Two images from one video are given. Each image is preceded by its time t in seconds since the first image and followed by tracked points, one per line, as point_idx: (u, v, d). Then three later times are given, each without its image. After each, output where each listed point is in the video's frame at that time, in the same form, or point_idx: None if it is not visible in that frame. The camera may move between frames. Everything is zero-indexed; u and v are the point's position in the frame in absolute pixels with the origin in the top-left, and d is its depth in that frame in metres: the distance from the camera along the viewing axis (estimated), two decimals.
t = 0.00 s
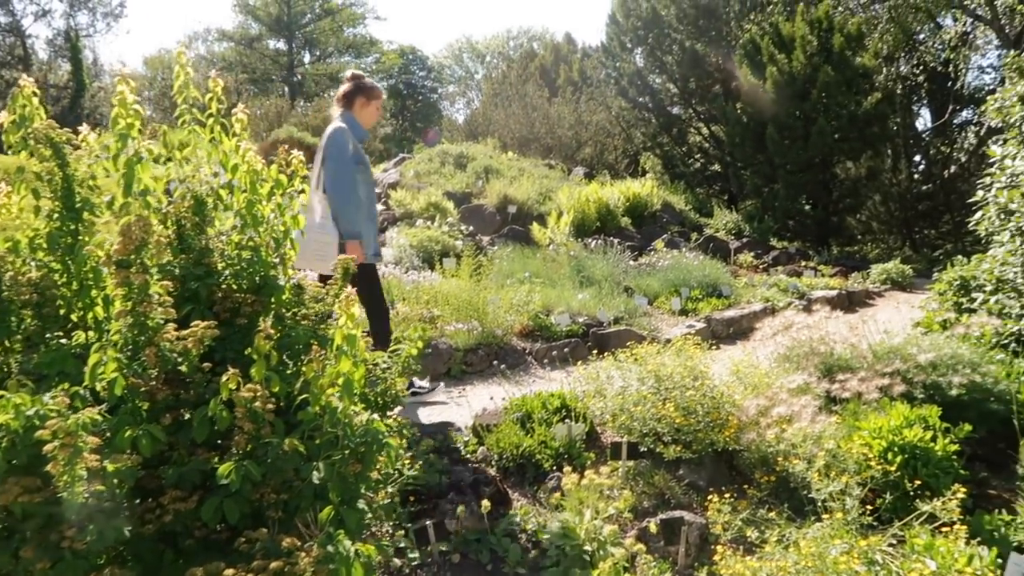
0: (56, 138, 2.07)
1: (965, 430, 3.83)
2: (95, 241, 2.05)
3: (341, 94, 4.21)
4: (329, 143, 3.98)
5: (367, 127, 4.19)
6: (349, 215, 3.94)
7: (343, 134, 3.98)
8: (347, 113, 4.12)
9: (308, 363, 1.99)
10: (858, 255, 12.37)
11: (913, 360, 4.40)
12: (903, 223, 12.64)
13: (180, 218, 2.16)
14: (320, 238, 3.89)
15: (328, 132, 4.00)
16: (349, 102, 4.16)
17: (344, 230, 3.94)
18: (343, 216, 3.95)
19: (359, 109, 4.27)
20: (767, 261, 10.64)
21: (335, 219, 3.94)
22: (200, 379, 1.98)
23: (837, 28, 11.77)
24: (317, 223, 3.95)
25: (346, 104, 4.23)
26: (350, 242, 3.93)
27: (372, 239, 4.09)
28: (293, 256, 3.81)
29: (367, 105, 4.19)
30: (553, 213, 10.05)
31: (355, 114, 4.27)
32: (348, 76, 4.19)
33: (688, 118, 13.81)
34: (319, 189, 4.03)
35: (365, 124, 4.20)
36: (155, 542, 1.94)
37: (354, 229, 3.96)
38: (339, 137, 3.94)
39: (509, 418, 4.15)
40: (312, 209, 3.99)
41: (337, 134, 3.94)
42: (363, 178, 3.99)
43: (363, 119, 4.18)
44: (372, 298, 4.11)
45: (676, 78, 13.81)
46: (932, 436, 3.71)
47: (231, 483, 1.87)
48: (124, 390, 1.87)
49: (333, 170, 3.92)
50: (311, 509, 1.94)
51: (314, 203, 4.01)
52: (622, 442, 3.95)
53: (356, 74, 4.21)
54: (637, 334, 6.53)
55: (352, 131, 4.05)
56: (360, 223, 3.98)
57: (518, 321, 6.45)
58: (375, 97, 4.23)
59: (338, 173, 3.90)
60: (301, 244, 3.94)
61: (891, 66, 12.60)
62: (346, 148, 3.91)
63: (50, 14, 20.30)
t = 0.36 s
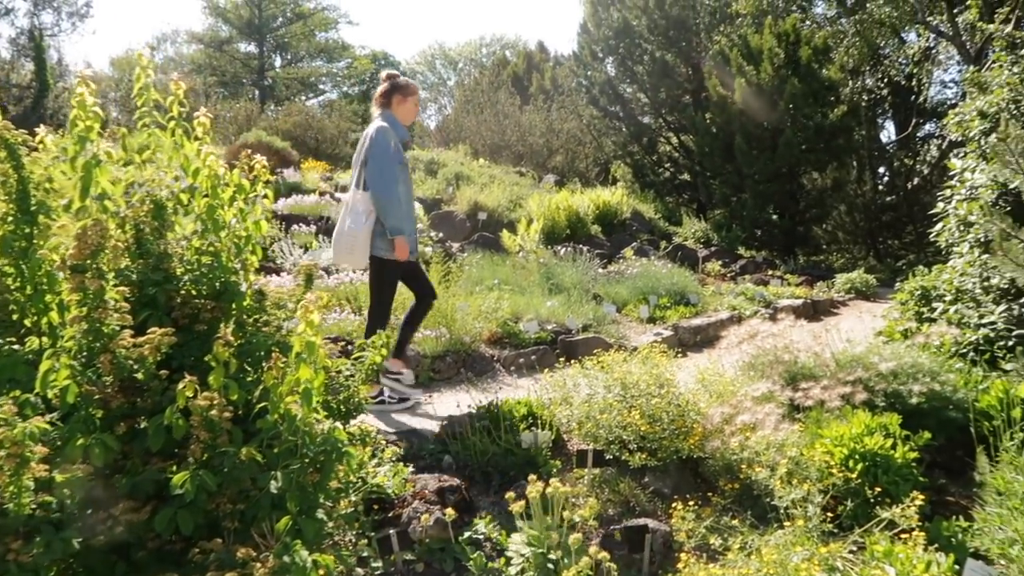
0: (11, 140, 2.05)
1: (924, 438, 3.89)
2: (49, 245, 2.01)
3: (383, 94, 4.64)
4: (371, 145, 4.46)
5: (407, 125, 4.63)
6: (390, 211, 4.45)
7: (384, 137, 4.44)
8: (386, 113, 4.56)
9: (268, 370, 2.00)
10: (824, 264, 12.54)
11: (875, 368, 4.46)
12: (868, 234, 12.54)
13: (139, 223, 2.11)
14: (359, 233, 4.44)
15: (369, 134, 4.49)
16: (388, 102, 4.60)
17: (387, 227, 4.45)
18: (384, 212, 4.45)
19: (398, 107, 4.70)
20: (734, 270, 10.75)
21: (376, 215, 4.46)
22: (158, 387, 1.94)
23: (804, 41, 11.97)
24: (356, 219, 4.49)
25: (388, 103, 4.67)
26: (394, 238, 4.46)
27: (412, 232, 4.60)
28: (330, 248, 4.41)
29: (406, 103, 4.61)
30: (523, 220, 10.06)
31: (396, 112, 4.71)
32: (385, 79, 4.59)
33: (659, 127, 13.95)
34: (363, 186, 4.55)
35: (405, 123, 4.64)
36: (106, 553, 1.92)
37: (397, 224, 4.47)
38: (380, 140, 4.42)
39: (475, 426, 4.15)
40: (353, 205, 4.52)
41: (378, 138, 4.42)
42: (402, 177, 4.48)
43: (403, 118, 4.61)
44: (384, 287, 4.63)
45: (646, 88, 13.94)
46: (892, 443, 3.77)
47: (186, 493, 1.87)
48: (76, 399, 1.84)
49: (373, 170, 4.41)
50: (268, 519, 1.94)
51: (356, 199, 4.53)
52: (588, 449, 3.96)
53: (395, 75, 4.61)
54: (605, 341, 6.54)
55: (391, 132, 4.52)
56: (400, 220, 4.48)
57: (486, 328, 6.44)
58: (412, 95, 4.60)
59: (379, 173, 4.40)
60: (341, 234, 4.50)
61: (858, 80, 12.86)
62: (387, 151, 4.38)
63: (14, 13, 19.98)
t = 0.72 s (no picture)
0: None
1: (882, 440, 3.96)
2: None
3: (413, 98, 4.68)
4: (404, 147, 4.50)
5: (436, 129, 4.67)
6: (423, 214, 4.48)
7: (419, 140, 4.49)
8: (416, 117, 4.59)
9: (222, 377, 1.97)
10: (787, 268, 12.72)
11: (834, 372, 4.53)
12: (830, 238, 12.79)
13: (90, 225, 2.10)
14: (399, 235, 4.41)
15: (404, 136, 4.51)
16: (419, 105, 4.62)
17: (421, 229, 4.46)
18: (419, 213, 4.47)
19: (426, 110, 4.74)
20: (700, 273, 10.84)
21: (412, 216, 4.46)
22: (106, 395, 1.96)
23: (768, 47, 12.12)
24: (391, 220, 4.46)
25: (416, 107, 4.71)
26: (428, 238, 4.49)
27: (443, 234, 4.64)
28: (369, 249, 4.33)
29: (436, 106, 4.65)
30: (490, 223, 10.05)
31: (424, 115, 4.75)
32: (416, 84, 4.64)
33: (626, 131, 14.03)
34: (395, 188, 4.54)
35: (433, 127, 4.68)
36: (52, 565, 1.90)
37: (430, 226, 4.51)
38: (414, 143, 4.46)
39: (439, 431, 4.13)
40: (387, 207, 4.50)
41: (413, 140, 4.45)
42: (434, 180, 4.54)
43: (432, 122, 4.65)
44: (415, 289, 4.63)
45: (614, 92, 14.02)
46: (850, 446, 3.83)
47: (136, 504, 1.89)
48: (20, 407, 1.83)
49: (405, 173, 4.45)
50: (221, 529, 1.96)
51: (389, 202, 4.52)
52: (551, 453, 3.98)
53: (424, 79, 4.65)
54: (571, 345, 6.55)
55: (423, 136, 4.56)
56: (432, 222, 4.53)
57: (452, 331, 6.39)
58: (441, 98, 4.63)
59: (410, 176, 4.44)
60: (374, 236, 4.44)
61: (822, 87, 13.03)
62: (422, 153, 4.41)
63: None
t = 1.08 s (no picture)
0: None
1: (844, 446, 4.01)
2: None
3: (437, 106, 4.83)
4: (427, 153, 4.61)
5: (459, 135, 4.77)
6: (444, 214, 4.54)
7: (442, 143, 4.61)
8: (440, 123, 4.72)
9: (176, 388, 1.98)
10: (753, 275, 12.85)
11: (797, 379, 4.58)
12: (795, 245, 13.02)
13: (42, 231, 2.11)
14: (421, 237, 4.49)
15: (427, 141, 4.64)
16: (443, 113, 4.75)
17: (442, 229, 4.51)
18: (442, 214, 4.54)
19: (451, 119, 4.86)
20: (668, 281, 10.93)
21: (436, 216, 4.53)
22: (57, 406, 1.95)
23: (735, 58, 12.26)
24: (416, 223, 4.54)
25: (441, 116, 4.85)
26: (448, 240, 4.51)
27: (467, 237, 4.68)
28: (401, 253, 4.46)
29: (459, 112, 4.76)
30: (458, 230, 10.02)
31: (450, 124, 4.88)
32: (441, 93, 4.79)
33: (595, 139, 14.11)
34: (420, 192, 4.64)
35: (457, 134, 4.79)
36: None
37: (451, 227, 4.55)
38: (437, 146, 4.57)
39: (404, 440, 4.12)
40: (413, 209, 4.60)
41: (435, 144, 4.57)
42: (455, 182, 4.60)
43: (457, 128, 4.76)
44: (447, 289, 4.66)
45: (583, 100, 14.10)
46: (813, 452, 3.87)
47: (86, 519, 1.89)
48: None
49: (426, 176, 4.54)
50: (175, 542, 1.97)
51: (415, 204, 4.61)
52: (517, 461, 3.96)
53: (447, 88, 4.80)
54: (538, 353, 6.54)
55: (447, 140, 4.67)
56: (454, 223, 4.57)
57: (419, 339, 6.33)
58: (461, 104, 4.73)
59: (430, 178, 4.52)
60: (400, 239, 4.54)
61: (784, 96, 13.48)
62: (439, 156, 4.51)
63: None
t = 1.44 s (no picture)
0: None
1: (808, 456, 4.05)
2: None
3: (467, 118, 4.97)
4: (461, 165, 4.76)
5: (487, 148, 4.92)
6: (475, 227, 4.73)
7: (477, 156, 4.77)
8: (472, 136, 4.87)
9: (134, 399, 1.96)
10: (723, 287, 12.97)
11: (763, 390, 4.61)
12: (765, 257, 12.78)
13: None
14: (451, 246, 4.66)
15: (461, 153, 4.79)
16: (476, 127, 4.90)
17: (474, 240, 4.70)
18: (474, 226, 4.72)
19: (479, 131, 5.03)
20: (638, 291, 11.01)
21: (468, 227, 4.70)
22: (11, 416, 1.92)
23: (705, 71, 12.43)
24: (448, 233, 4.71)
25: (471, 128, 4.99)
26: (474, 253, 4.70)
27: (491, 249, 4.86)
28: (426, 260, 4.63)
29: (490, 126, 4.94)
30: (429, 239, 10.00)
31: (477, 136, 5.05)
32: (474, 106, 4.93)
33: (568, 149, 14.18)
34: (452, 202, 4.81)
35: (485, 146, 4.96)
36: None
37: (479, 240, 4.72)
38: (472, 160, 4.73)
39: (372, 450, 4.10)
40: (445, 219, 4.76)
41: (471, 158, 4.73)
42: (486, 196, 4.77)
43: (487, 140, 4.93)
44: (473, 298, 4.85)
45: (555, 111, 14.19)
46: (778, 462, 3.90)
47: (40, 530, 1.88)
48: None
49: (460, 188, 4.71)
50: (131, 554, 1.96)
51: (446, 214, 4.77)
52: (484, 472, 3.95)
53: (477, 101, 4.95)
54: (508, 362, 6.53)
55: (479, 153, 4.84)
56: (483, 234, 4.76)
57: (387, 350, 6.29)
58: (489, 121, 4.89)
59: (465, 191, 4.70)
60: (430, 247, 4.70)
61: (757, 110, 13.65)
62: (474, 170, 4.67)
63: None
